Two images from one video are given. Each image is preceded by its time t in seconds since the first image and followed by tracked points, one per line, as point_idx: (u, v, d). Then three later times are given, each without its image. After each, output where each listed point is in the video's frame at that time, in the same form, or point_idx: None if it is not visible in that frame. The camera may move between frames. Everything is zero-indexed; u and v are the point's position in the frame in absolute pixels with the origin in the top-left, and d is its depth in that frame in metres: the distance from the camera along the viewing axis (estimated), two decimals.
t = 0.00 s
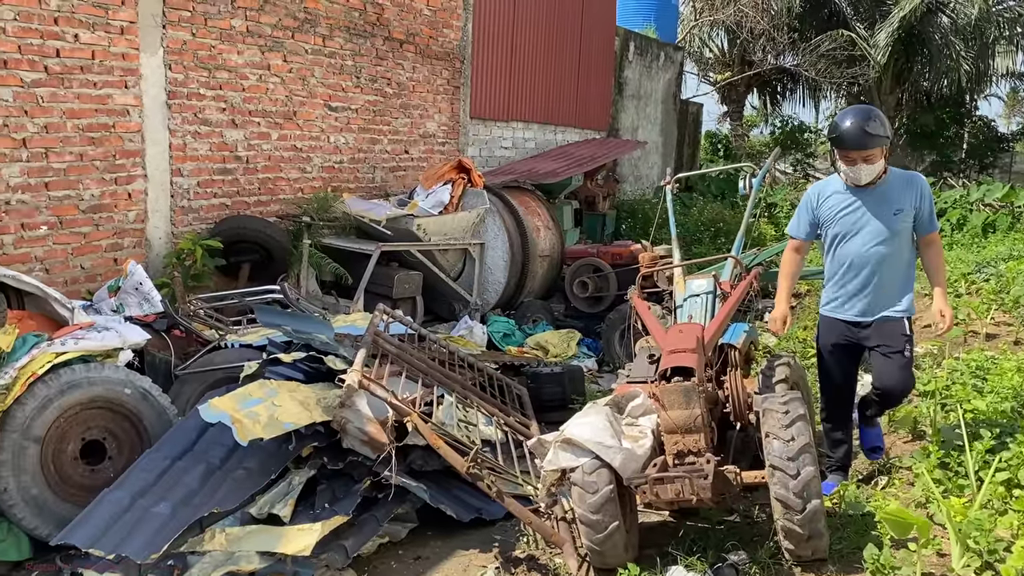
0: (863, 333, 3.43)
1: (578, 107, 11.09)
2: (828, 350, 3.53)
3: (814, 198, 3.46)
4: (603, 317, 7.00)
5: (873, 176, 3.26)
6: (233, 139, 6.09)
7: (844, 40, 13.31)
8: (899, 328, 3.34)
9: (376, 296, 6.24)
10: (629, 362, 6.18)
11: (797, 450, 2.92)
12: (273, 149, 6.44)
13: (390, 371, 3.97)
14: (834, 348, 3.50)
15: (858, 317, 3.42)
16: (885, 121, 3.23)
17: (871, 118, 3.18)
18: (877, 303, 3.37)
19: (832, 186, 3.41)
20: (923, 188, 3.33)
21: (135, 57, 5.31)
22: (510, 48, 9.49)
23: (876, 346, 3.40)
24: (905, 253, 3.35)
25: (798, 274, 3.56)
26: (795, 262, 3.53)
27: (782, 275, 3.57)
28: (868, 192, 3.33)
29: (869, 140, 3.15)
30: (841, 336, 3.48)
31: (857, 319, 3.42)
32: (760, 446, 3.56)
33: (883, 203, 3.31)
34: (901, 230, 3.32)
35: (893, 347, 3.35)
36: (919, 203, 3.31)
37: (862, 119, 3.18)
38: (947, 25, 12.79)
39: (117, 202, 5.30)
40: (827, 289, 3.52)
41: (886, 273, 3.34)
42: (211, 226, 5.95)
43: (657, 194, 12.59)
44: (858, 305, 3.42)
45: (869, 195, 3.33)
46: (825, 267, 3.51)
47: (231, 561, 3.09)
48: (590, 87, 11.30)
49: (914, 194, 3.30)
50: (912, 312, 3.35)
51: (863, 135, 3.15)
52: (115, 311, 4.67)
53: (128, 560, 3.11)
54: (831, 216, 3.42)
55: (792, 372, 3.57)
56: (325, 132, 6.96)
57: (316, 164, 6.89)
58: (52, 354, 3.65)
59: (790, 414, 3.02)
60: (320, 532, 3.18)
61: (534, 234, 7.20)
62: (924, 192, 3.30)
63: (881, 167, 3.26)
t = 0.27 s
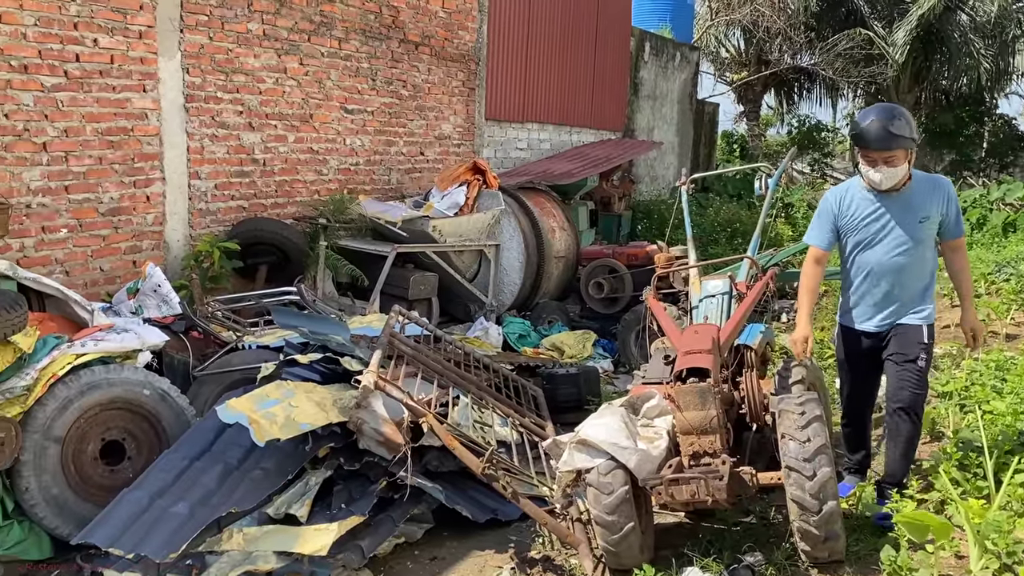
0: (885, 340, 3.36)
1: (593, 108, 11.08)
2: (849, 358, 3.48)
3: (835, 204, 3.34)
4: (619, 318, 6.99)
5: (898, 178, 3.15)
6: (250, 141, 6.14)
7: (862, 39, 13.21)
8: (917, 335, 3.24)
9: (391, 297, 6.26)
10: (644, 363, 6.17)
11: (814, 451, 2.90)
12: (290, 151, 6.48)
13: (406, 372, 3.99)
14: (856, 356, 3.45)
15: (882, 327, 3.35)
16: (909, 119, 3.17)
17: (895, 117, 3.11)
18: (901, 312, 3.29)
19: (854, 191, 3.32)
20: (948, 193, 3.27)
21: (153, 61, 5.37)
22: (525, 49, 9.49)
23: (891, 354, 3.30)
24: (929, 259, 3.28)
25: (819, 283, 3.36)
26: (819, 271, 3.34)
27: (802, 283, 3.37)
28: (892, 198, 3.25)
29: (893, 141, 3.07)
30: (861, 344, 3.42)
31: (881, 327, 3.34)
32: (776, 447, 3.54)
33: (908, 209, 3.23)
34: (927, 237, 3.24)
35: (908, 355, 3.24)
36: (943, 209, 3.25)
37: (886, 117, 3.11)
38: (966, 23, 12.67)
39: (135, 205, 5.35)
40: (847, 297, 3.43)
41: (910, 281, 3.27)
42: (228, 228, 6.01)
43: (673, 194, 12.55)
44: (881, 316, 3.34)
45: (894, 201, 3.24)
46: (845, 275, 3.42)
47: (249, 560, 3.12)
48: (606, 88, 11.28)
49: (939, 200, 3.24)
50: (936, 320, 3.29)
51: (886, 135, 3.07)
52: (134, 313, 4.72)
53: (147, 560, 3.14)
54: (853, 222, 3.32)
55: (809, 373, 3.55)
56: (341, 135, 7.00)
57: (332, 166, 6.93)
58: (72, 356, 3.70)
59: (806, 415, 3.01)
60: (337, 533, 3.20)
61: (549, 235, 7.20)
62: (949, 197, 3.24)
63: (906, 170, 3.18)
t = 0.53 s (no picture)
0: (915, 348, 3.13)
1: (610, 107, 11.06)
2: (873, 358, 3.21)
3: (870, 192, 3.13)
4: (637, 318, 6.98)
5: (932, 162, 2.92)
6: (269, 143, 6.19)
7: (881, 36, 13.08)
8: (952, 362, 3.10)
9: (409, 297, 6.29)
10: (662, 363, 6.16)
11: (834, 451, 2.89)
12: (308, 152, 6.52)
13: (424, 371, 4.00)
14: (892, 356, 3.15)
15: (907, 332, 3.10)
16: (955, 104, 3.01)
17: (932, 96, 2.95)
18: (929, 317, 3.06)
19: (891, 180, 3.09)
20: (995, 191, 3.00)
21: (173, 63, 5.42)
22: (542, 49, 9.49)
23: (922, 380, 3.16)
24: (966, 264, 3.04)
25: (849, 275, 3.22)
26: (851, 262, 3.20)
27: (835, 274, 3.25)
28: (932, 189, 3.01)
29: (928, 121, 2.90)
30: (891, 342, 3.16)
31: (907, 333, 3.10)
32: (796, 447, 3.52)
33: (949, 203, 2.98)
34: (966, 237, 3.00)
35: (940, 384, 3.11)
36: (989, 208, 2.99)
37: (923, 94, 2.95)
38: (987, 19, 12.54)
39: (157, 206, 5.41)
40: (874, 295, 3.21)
41: (942, 284, 3.03)
42: (248, 229, 6.06)
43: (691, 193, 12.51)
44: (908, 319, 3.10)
45: (933, 194, 3.01)
46: (874, 271, 3.20)
47: (270, 559, 3.15)
48: (623, 87, 11.26)
49: (984, 198, 2.98)
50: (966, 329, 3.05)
51: (921, 114, 2.90)
52: (155, 313, 4.77)
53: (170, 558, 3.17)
54: (886, 214, 3.10)
55: (829, 372, 3.53)
56: (359, 136, 7.04)
57: (350, 167, 6.97)
58: (95, 356, 3.74)
59: (826, 414, 2.99)
60: (357, 531, 3.22)
61: (566, 235, 7.20)
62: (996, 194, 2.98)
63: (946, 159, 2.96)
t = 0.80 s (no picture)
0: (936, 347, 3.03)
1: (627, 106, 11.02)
2: (894, 344, 3.05)
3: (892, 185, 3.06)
4: (655, 317, 6.96)
5: (945, 159, 2.83)
6: (288, 143, 6.22)
7: (901, 32, 12.98)
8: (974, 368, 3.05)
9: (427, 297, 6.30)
10: (680, 363, 6.14)
11: (854, 451, 2.87)
12: (326, 153, 6.56)
13: (442, 371, 4.01)
14: (910, 338, 3.02)
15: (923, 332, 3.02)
16: (978, 94, 2.88)
17: (949, 87, 2.83)
18: (944, 317, 2.96)
19: (914, 174, 3.00)
20: None
21: (192, 65, 5.46)
22: (559, 48, 9.48)
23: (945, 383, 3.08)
24: (987, 265, 2.92)
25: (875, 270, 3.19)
26: (872, 257, 3.17)
27: (858, 266, 3.22)
28: (954, 185, 2.90)
29: (942, 117, 2.80)
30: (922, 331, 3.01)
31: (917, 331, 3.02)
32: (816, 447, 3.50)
33: (970, 199, 2.87)
34: (988, 237, 2.87)
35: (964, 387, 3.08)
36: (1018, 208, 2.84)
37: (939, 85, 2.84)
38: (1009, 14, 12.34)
39: (176, 206, 5.46)
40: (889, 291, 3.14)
41: (957, 284, 2.94)
42: (267, 229, 6.10)
43: (709, 191, 12.45)
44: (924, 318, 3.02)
45: (955, 190, 2.90)
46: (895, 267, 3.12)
47: (289, 557, 3.17)
48: (640, 85, 11.23)
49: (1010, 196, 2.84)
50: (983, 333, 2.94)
51: (935, 108, 2.80)
52: (175, 313, 4.81)
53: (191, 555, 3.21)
54: (906, 209, 3.01)
55: (849, 372, 3.50)
56: (376, 136, 7.06)
57: (368, 167, 7.00)
58: (116, 355, 3.79)
59: (846, 414, 2.97)
60: (375, 530, 3.23)
61: (583, 234, 7.19)
62: None
63: (965, 155, 2.85)
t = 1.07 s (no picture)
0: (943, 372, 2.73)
1: (643, 102, 10.99)
2: (894, 386, 2.80)
3: (890, 195, 2.85)
4: (671, 314, 6.94)
5: (946, 160, 2.63)
6: (305, 141, 6.26)
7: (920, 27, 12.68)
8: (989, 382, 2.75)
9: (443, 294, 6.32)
10: (697, 360, 6.12)
11: (872, 448, 2.86)
12: (343, 151, 6.59)
13: (459, 367, 4.03)
14: (911, 381, 2.75)
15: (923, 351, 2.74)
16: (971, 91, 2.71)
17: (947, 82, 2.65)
18: (946, 331, 2.69)
19: (912, 182, 2.78)
20: None
21: (210, 64, 5.51)
22: (575, 45, 9.47)
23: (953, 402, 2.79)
24: (997, 274, 2.65)
25: (889, 279, 3.03)
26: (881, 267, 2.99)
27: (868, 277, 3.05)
28: (956, 189, 2.67)
29: (941, 114, 2.62)
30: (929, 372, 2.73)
31: (921, 355, 2.75)
32: (833, 444, 3.49)
33: (973, 204, 2.64)
34: (995, 244, 2.62)
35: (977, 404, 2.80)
36: None
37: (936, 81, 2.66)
38: None
39: (195, 204, 5.51)
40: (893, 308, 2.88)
41: (963, 299, 2.67)
42: (284, 226, 6.14)
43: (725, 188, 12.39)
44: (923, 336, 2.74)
45: (957, 195, 2.67)
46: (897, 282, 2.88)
47: (308, 551, 3.20)
48: (656, 82, 11.19)
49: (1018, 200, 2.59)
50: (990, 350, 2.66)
51: (932, 106, 2.62)
52: (194, 309, 4.85)
53: (211, 550, 3.24)
54: (905, 220, 2.79)
55: (867, 368, 3.48)
56: (393, 134, 7.09)
57: (384, 165, 7.03)
58: (135, 351, 3.84)
59: (864, 411, 2.97)
60: (393, 525, 3.25)
61: (600, 231, 7.18)
62: None
63: (965, 155, 2.64)
